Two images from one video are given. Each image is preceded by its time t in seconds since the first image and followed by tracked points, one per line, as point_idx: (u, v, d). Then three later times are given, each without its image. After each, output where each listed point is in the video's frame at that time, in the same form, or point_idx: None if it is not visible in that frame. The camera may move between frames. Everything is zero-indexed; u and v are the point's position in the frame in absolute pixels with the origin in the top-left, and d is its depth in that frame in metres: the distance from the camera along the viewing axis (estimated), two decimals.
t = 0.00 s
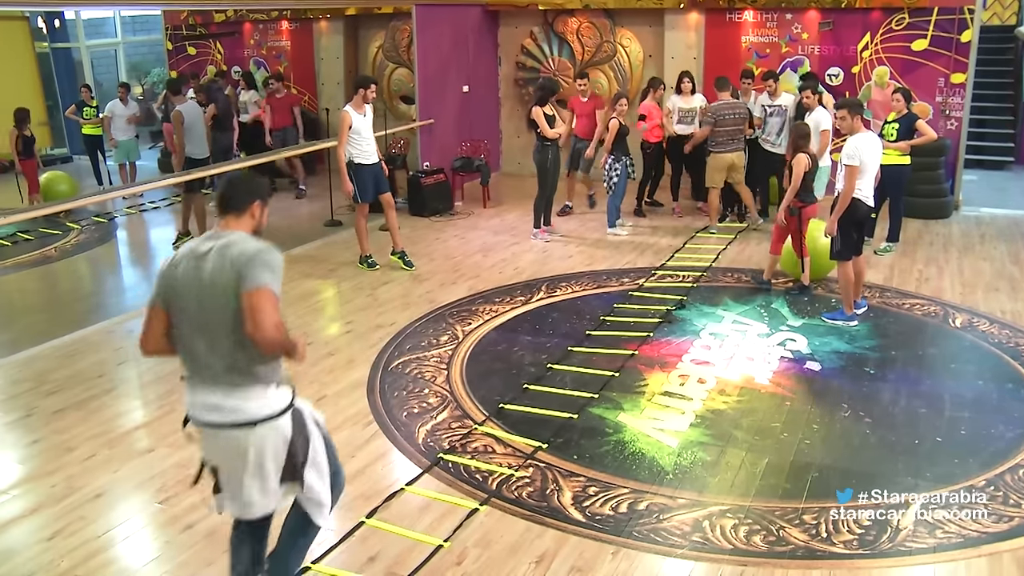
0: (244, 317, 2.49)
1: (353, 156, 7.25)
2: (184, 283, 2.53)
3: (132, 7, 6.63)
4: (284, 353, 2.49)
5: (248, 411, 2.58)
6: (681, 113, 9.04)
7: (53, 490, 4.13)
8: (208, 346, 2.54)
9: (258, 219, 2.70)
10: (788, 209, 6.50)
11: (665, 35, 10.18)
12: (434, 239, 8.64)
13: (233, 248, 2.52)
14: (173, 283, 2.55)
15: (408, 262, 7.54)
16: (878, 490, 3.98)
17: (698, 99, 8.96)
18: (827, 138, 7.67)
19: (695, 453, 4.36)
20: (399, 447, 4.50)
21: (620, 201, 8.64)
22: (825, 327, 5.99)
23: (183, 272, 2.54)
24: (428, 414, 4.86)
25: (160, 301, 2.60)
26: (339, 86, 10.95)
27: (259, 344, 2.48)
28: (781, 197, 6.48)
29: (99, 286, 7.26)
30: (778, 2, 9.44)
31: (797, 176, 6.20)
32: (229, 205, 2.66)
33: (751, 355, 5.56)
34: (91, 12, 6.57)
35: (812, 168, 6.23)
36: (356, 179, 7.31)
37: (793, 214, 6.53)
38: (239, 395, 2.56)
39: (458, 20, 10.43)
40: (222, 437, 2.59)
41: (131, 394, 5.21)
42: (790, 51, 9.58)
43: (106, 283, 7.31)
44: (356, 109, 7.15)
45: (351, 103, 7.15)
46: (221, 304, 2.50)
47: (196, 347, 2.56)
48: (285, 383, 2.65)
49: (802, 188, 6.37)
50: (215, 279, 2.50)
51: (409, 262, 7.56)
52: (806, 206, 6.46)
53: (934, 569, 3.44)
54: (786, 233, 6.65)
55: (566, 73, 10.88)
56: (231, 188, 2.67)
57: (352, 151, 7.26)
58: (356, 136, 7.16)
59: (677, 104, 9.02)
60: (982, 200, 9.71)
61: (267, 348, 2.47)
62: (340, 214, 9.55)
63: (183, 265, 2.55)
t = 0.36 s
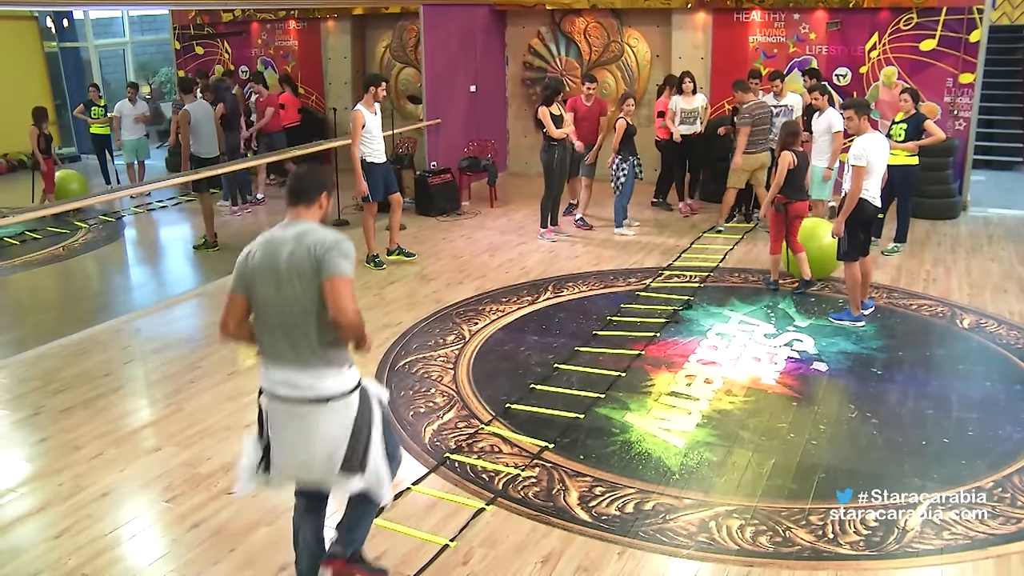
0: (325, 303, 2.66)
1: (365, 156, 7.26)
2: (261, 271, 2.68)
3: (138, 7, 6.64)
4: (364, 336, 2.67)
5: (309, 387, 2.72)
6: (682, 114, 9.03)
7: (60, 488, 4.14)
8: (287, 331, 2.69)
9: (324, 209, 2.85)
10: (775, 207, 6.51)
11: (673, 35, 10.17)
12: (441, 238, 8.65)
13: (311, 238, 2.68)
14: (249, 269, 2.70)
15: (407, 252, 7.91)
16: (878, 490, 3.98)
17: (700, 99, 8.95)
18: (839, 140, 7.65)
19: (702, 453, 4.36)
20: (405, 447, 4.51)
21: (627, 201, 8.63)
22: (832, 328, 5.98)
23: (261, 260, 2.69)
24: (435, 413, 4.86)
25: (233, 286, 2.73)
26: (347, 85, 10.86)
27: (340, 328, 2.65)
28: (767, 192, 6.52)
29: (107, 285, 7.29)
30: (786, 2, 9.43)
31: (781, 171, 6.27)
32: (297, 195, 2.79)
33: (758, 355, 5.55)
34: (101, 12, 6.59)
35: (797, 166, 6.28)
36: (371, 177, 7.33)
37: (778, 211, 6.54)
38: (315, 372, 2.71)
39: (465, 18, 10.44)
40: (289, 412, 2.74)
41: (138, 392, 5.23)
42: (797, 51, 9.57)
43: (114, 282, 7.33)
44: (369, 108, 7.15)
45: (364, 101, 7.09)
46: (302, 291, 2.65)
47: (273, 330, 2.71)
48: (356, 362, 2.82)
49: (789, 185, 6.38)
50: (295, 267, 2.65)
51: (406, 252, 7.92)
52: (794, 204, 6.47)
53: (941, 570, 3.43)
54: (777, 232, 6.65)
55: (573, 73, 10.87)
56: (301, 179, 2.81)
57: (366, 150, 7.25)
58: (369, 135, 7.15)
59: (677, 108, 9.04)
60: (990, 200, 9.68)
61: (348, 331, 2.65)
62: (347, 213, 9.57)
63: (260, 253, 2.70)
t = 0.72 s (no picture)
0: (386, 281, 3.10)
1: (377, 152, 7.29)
2: (327, 254, 3.10)
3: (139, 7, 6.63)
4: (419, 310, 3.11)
5: (373, 362, 3.12)
6: (681, 113, 9.08)
7: (60, 488, 4.14)
8: (349, 305, 3.11)
9: (377, 198, 3.25)
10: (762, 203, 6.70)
11: (673, 35, 10.16)
12: (442, 238, 8.65)
13: (370, 224, 3.10)
14: (314, 253, 3.12)
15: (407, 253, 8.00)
16: (878, 490, 3.98)
17: (700, 99, 9.00)
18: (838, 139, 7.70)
19: (702, 453, 4.36)
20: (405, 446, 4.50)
21: (628, 201, 8.62)
22: (832, 328, 5.98)
23: (325, 245, 3.11)
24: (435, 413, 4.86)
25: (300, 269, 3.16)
26: (348, 84, 10.95)
27: (398, 303, 3.09)
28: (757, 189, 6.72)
29: (108, 284, 7.29)
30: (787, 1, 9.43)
31: (766, 169, 6.49)
32: (354, 186, 3.20)
33: (758, 355, 5.55)
34: (101, 12, 6.59)
35: (782, 164, 6.44)
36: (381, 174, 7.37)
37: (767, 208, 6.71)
38: (375, 343, 3.14)
39: (466, 17, 10.44)
40: (352, 385, 3.16)
41: (138, 392, 5.23)
42: (798, 51, 9.57)
43: (114, 282, 7.33)
44: (382, 105, 7.19)
45: (376, 98, 7.18)
46: (365, 271, 3.08)
47: (336, 306, 3.13)
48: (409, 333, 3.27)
49: (773, 182, 6.53)
50: (357, 251, 3.08)
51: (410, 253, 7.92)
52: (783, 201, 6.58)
53: (942, 570, 3.43)
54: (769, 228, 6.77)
55: (574, 73, 10.84)
56: (356, 173, 3.20)
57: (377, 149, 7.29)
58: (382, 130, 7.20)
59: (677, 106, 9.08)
60: (991, 200, 9.68)
61: (406, 305, 3.09)
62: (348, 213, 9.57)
63: (324, 238, 3.12)
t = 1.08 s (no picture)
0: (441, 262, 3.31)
1: (380, 151, 7.32)
2: (383, 238, 3.28)
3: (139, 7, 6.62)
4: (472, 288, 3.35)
5: (423, 337, 3.36)
6: (675, 113, 9.00)
7: (61, 488, 4.14)
8: (407, 284, 3.31)
9: (425, 185, 3.43)
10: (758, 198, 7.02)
11: (673, 35, 10.17)
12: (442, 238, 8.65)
13: (423, 211, 3.29)
14: (371, 237, 3.30)
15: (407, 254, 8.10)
16: (878, 490, 3.98)
17: (693, 99, 8.98)
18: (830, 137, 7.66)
19: (702, 453, 4.36)
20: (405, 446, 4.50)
21: (628, 201, 8.63)
22: (832, 328, 5.98)
23: (381, 229, 3.28)
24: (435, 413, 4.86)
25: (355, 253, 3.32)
26: (348, 84, 11.04)
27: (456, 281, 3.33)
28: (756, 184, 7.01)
29: (107, 284, 7.28)
30: (787, 1, 9.43)
31: (762, 164, 6.83)
32: (403, 175, 3.36)
33: (758, 355, 5.55)
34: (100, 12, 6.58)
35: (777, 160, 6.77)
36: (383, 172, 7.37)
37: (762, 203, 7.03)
38: (427, 318, 3.36)
39: (466, 17, 10.43)
40: (405, 357, 3.40)
41: (139, 391, 5.23)
42: (798, 51, 9.57)
43: (114, 282, 7.33)
44: (388, 103, 7.22)
45: (385, 96, 7.20)
46: (423, 254, 3.28)
47: (392, 287, 3.32)
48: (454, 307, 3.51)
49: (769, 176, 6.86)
50: (412, 235, 3.28)
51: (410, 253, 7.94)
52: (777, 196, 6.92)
53: (942, 570, 3.43)
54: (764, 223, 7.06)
55: (574, 73, 10.82)
56: (405, 163, 3.36)
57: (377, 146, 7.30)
58: (386, 127, 7.21)
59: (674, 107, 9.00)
60: (991, 200, 9.68)
61: (461, 283, 3.33)
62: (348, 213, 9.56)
63: (380, 223, 3.29)
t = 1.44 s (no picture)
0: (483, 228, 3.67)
1: (376, 151, 7.27)
2: (429, 207, 3.66)
3: (139, 7, 6.62)
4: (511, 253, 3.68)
5: (467, 294, 3.65)
6: (657, 114, 8.72)
7: (61, 488, 4.14)
8: (451, 247, 3.64)
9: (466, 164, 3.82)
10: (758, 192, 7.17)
11: (673, 35, 10.19)
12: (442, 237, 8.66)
13: (466, 183, 3.67)
14: (418, 206, 3.67)
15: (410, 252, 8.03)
16: (878, 490, 3.98)
17: (675, 99, 8.69)
18: (821, 139, 7.60)
19: (702, 453, 4.36)
20: (405, 446, 4.50)
21: (628, 201, 8.63)
22: (832, 328, 5.97)
23: (427, 200, 3.66)
24: (435, 413, 4.86)
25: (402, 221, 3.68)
26: (348, 84, 11.00)
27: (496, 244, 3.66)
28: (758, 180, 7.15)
29: (107, 284, 7.28)
30: (787, 1, 9.43)
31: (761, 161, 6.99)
32: (446, 153, 3.75)
33: (758, 355, 5.55)
34: (101, 12, 6.58)
35: (772, 155, 6.92)
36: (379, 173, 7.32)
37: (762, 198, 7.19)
38: (470, 278, 3.67)
39: (466, 17, 10.43)
40: (451, 316, 3.68)
41: (139, 392, 5.23)
42: (798, 51, 9.56)
43: (114, 282, 7.33)
44: (387, 104, 7.21)
45: (383, 97, 7.21)
46: (465, 219, 3.64)
47: (437, 250, 3.65)
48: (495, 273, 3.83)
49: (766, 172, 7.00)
50: (456, 204, 3.65)
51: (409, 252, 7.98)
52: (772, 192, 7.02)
53: (941, 570, 3.43)
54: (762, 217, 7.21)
55: (574, 73, 10.81)
56: (448, 141, 3.76)
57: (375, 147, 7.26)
58: (383, 128, 7.18)
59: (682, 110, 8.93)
60: (991, 200, 9.68)
61: (500, 247, 3.66)
62: (348, 213, 9.56)
63: (426, 195, 3.67)
